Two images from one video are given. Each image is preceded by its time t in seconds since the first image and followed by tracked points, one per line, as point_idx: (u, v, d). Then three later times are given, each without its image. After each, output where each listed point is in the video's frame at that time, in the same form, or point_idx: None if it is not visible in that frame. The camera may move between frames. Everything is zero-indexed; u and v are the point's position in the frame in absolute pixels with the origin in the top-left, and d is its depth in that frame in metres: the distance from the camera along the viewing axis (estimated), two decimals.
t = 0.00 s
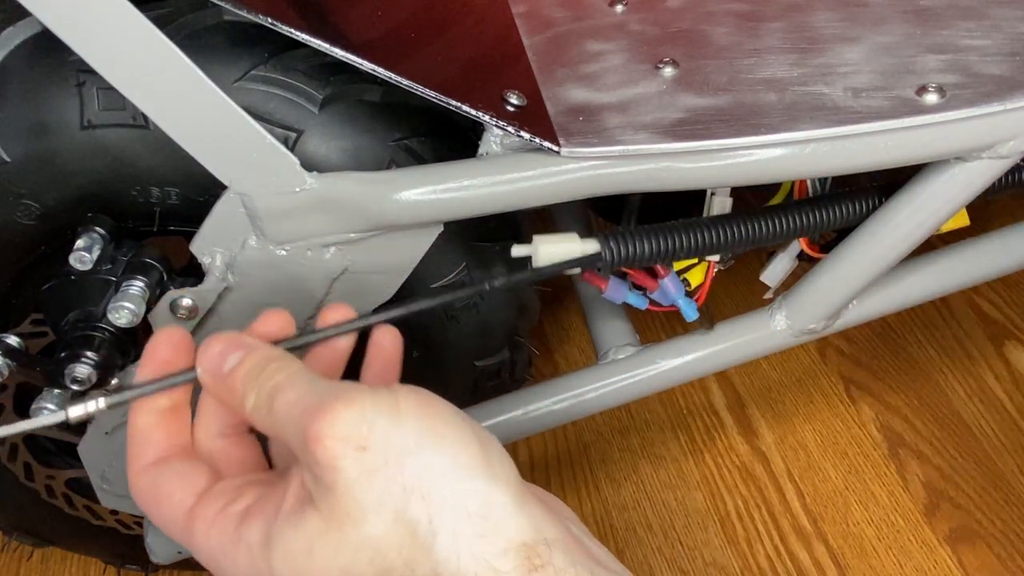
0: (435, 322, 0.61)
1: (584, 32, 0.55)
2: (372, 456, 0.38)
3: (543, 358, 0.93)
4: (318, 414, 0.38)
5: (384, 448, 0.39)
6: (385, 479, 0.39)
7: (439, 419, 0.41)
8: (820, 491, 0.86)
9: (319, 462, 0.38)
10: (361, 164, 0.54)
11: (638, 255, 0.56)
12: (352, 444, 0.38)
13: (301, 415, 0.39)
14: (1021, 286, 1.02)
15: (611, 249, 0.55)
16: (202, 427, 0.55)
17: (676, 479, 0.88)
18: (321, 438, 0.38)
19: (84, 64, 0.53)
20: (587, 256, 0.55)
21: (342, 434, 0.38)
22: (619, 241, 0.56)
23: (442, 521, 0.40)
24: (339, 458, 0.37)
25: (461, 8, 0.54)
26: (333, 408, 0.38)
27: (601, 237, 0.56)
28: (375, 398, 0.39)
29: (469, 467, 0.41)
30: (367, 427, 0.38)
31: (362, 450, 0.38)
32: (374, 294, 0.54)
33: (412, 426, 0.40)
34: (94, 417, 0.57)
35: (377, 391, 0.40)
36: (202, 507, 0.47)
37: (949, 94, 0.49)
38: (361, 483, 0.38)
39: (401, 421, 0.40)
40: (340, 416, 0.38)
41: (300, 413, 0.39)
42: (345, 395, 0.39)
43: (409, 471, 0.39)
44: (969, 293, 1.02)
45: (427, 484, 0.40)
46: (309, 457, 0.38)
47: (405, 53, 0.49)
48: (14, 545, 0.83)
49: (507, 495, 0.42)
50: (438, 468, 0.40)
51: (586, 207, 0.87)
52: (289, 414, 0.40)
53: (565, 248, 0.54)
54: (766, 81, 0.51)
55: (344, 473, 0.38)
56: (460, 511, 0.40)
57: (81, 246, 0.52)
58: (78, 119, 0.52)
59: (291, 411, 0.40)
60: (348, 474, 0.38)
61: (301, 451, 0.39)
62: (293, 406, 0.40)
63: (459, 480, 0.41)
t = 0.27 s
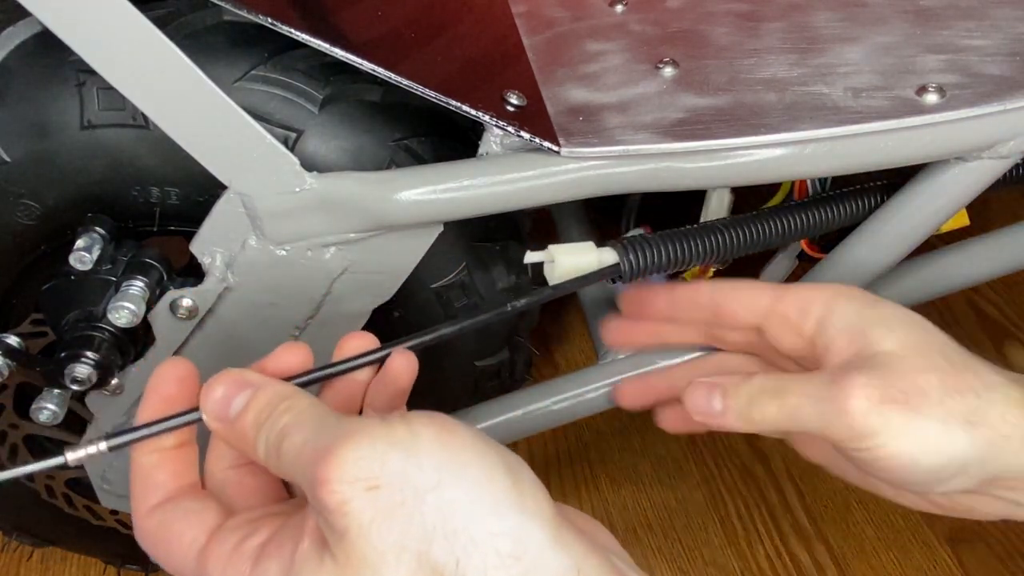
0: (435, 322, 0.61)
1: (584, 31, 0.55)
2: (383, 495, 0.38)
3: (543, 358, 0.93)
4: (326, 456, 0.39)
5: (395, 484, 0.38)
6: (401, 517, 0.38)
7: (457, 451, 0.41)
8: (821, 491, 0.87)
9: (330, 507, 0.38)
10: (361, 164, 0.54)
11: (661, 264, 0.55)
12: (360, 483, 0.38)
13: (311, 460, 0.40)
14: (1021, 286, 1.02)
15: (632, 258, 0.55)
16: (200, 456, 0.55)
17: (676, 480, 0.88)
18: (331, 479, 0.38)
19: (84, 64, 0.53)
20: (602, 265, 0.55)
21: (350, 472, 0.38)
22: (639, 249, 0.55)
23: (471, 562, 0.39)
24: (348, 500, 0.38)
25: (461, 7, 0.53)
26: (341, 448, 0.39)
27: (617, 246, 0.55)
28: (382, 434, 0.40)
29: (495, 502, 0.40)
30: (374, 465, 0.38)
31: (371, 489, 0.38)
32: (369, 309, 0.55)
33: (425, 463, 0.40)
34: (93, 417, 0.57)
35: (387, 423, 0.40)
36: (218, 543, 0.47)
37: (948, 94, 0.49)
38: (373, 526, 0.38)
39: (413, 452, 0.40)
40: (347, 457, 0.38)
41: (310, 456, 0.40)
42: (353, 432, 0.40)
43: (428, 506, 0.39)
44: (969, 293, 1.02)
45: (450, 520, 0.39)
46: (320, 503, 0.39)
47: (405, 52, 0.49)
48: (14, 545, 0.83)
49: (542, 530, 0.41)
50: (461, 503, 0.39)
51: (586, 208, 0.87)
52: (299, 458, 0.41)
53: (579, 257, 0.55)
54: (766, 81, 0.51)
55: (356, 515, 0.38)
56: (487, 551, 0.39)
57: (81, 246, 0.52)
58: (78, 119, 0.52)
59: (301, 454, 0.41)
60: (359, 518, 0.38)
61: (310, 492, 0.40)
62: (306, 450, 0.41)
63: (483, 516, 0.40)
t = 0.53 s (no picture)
0: (435, 321, 0.61)
1: (584, 32, 0.55)
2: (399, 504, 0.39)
3: (543, 357, 0.93)
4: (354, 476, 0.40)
5: (413, 498, 0.39)
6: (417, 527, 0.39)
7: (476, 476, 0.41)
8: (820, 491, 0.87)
9: (352, 515, 0.39)
10: (361, 164, 0.54)
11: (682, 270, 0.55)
12: (379, 493, 0.39)
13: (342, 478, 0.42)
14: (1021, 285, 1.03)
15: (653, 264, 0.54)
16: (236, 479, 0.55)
17: (676, 480, 0.88)
18: (354, 492, 0.39)
19: (84, 64, 0.53)
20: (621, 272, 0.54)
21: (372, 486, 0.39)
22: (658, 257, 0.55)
23: None
24: (367, 510, 0.39)
25: (461, 8, 0.53)
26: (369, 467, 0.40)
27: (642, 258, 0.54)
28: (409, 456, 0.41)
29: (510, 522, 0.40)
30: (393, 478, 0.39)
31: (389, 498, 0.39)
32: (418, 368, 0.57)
33: (443, 483, 0.40)
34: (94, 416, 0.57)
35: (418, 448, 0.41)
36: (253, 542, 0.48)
37: (948, 94, 0.49)
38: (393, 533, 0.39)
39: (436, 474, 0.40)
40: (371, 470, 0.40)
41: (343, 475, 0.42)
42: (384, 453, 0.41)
43: (440, 519, 0.39)
44: (969, 293, 1.02)
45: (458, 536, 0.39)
46: (346, 515, 0.40)
47: (405, 53, 0.49)
48: (14, 545, 0.82)
49: (546, 552, 0.40)
50: (470, 521, 0.39)
51: (586, 207, 0.87)
52: (332, 477, 0.42)
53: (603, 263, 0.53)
54: (766, 81, 0.51)
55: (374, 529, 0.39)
56: (493, 568, 0.38)
57: (81, 246, 0.52)
58: (78, 119, 0.52)
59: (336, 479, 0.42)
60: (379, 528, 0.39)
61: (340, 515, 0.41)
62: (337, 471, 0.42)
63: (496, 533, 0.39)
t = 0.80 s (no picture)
0: (435, 321, 0.61)
1: (585, 32, 0.55)
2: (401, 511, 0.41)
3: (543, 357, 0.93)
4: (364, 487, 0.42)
5: (420, 503, 0.41)
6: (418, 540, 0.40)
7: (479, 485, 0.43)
8: (820, 491, 0.87)
9: (365, 520, 0.41)
10: (361, 164, 0.54)
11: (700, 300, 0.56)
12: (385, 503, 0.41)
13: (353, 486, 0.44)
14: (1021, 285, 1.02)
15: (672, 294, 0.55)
16: (260, 494, 0.58)
17: (676, 480, 0.88)
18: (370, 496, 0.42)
19: (84, 64, 0.53)
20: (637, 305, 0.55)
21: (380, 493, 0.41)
22: (672, 287, 0.55)
23: None
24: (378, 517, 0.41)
25: (461, 8, 0.53)
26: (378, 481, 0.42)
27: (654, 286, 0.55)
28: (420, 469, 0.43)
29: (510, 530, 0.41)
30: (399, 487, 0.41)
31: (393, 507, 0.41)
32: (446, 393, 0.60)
33: (451, 491, 0.42)
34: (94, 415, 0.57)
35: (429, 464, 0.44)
36: (274, 542, 0.51)
37: (949, 94, 0.49)
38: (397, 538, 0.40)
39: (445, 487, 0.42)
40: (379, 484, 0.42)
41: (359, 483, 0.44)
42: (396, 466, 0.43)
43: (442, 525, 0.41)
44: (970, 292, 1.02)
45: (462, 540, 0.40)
46: (358, 523, 0.42)
47: (405, 53, 0.49)
48: (15, 545, 0.82)
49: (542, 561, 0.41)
50: (472, 525, 0.41)
51: (586, 207, 0.87)
52: (350, 487, 0.46)
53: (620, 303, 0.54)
54: (766, 81, 0.51)
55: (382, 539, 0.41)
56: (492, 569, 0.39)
57: (81, 246, 0.52)
58: (78, 119, 0.52)
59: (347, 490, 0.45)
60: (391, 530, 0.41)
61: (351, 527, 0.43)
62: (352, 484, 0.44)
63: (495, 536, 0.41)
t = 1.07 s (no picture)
0: (435, 321, 0.62)
1: (585, 32, 0.55)
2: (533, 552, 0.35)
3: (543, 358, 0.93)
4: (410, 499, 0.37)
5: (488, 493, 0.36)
6: None
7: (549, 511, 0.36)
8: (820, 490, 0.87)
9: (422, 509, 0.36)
10: (361, 164, 0.54)
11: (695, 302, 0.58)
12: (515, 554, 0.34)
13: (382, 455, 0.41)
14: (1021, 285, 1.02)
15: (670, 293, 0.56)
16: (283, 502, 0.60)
17: (676, 480, 0.88)
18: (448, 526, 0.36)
19: (84, 64, 0.53)
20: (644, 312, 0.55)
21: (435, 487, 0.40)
22: (672, 292, 0.56)
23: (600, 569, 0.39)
24: (512, 558, 0.34)
25: (461, 8, 0.54)
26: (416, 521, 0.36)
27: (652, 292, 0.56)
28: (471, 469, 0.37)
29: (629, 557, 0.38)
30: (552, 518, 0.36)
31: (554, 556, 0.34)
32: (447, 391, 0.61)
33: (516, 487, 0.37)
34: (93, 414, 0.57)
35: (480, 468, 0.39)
36: (335, 518, 0.47)
37: (949, 94, 0.49)
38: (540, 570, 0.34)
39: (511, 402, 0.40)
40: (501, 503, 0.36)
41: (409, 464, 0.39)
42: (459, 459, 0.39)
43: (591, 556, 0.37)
44: (970, 293, 1.02)
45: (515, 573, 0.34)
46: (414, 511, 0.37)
47: (405, 53, 0.49)
48: (15, 546, 0.82)
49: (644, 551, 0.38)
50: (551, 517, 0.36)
51: (586, 207, 0.87)
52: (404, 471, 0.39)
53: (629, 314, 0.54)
54: (766, 81, 0.51)
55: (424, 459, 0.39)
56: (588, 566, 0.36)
57: (81, 246, 0.52)
58: (78, 119, 0.52)
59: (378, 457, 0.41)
60: (468, 521, 0.36)
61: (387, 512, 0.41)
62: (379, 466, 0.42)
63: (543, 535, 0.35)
